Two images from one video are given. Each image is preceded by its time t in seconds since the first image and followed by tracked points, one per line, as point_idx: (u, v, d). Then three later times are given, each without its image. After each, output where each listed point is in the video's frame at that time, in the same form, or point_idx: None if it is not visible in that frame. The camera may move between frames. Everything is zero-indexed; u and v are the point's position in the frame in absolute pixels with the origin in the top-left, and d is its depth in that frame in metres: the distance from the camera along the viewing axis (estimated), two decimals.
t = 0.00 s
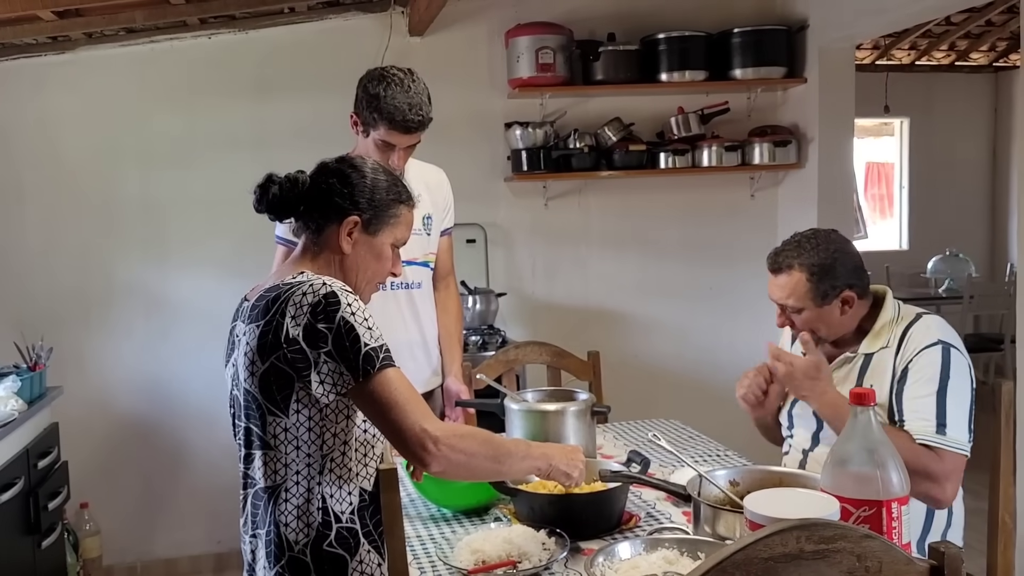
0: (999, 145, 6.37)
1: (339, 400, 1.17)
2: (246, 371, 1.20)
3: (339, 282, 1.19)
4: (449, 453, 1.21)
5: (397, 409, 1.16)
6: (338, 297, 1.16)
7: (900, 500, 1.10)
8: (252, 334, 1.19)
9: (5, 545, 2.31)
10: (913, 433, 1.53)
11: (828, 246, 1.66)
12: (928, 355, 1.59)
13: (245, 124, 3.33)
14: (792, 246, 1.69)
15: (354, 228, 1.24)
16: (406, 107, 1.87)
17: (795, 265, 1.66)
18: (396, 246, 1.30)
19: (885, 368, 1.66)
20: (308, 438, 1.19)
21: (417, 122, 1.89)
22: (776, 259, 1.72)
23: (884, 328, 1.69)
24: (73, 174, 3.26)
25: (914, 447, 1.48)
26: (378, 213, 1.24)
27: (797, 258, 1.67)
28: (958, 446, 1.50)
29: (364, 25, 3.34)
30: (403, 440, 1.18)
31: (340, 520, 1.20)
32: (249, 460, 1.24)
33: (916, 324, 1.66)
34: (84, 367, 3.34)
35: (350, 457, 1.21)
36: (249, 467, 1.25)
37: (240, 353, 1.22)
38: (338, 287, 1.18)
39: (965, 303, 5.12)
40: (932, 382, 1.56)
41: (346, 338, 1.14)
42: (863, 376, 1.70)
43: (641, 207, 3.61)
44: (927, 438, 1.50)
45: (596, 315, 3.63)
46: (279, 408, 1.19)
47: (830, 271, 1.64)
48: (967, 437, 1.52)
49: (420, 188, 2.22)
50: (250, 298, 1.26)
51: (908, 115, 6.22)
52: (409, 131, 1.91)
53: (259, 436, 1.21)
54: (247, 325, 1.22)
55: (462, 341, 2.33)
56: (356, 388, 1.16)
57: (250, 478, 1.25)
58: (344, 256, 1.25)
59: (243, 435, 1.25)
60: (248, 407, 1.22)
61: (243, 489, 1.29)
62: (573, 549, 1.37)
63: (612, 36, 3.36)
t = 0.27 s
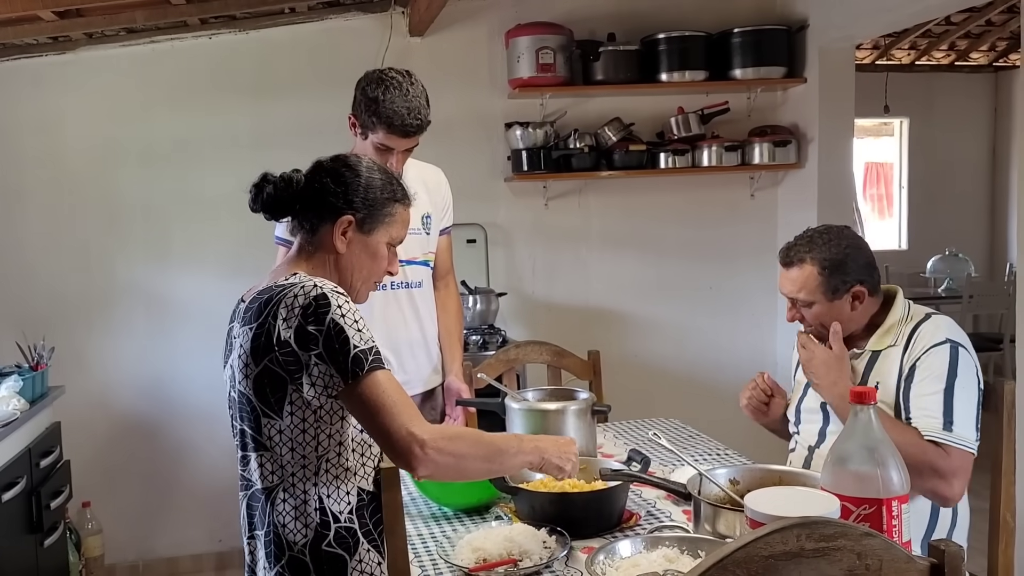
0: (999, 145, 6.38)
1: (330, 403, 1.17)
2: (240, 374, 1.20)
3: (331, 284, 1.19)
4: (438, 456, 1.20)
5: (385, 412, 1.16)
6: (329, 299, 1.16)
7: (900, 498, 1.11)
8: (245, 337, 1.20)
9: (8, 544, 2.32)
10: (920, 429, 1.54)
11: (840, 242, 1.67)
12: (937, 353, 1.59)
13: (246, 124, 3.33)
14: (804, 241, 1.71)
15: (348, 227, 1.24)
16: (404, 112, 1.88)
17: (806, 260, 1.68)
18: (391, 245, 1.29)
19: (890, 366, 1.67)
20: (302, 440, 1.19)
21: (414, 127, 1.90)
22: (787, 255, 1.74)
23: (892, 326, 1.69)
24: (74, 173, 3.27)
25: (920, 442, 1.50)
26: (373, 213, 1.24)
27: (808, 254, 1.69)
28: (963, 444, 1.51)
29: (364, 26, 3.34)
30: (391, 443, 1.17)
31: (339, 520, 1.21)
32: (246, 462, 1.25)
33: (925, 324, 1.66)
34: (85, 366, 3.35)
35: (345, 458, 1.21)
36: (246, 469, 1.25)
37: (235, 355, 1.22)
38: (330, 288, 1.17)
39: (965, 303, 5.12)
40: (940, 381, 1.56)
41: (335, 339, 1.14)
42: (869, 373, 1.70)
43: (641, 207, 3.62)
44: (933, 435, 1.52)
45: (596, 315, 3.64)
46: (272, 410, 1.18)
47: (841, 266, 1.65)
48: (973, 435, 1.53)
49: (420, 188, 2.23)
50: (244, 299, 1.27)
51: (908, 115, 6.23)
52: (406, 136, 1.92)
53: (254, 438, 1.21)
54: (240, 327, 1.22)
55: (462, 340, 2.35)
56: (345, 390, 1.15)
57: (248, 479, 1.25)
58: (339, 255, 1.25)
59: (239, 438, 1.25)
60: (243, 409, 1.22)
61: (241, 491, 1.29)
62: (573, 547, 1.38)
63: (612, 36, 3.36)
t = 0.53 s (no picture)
0: (999, 146, 6.38)
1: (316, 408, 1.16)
2: (235, 378, 1.20)
3: (322, 288, 1.18)
4: (405, 463, 1.16)
5: (354, 416, 1.12)
6: (315, 302, 1.14)
7: (900, 500, 1.10)
8: (239, 341, 1.19)
9: (9, 545, 2.32)
10: (940, 441, 1.55)
11: (865, 224, 1.76)
12: (945, 357, 1.60)
13: (246, 126, 3.33)
14: (830, 220, 1.79)
15: (344, 230, 1.24)
16: (404, 114, 1.88)
17: (834, 231, 1.75)
18: (388, 250, 1.29)
19: (896, 368, 1.67)
20: (295, 444, 1.18)
21: (414, 130, 1.90)
22: (811, 231, 1.80)
23: (892, 328, 1.70)
24: (75, 175, 3.27)
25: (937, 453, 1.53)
26: (369, 216, 1.24)
27: (836, 227, 1.76)
28: (987, 449, 1.52)
29: (365, 27, 3.34)
30: (358, 447, 1.13)
31: (337, 522, 1.21)
32: (243, 466, 1.25)
33: (928, 326, 1.66)
34: (86, 368, 3.35)
35: (339, 462, 1.20)
36: (244, 473, 1.26)
37: (231, 359, 1.22)
38: (319, 292, 1.16)
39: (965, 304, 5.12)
40: (955, 387, 1.56)
41: (319, 343, 1.12)
42: (874, 376, 1.70)
43: (641, 208, 3.62)
44: (955, 446, 1.52)
45: (596, 316, 3.64)
46: (266, 414, 1.18)
47: (865, 241, 1.72)
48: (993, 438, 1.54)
49: (420, 190, 2.23)
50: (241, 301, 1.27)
51: (908, 116, 6.23)
52: (406, 139, 1.92)
53: (250, 442, 1.22)
54: (235, 331, 1.22)
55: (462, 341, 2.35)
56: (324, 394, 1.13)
57: (246, 483, 1.26)
58: (334, 258, 1.25)
59: (237, 442, 1.25)
60: (239, 413, 1.22)
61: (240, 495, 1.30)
62: (574, 549, 1.38)
63: (612, 38, 3.37)
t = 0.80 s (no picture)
0: (998, 148, 6.39)
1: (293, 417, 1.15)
2: (223, 384, 1.20)
3: (309, 295, 1.17)
4: (357, 486, 1.09)
5: (314, 427, 1.09)
6: (297, 309, 1.14)
7: (897, 502, 1.11)
8: (228, 347, 1.20)
9: (6, 549, 2.32)
10: (943, 448, 1.56)
11: (863, 225, 1.78)
12: (946, 362, 1.60)
13: (246, 128, 3.34)
14: (828, 221, 1.80)
15: (337, 234, 1.24)
16: (399, 117, 1.88)
17: (834, 230, 1.77)
18: (383, 256, 1.29)
19: (895, 372, 1.68)
20: (282, 450, 1.17)
21: (410, 132, 1.91)
22: (810, 231, 1.81)
23: (890, 332, 1.70)
24: (74, 178, 3.27)
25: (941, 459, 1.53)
26: (363, 221, 1.24)
27: (836, 226, 1.78)
28: (990, 453, 1.54)
29: (364, 30, 3.35)
30: (312, 458, 1.09)
31: (329, 527, 1.21)
32: (235, 472, 1.25)
33: (927, 330, 1.67)
34: (85, 370, 3.35)
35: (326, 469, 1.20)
36: (235, 479, 1.25)
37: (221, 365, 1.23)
38: (304, 299, 1.16)
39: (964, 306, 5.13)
40: (957, 392, 1.57)
41: (296, 351, 1.11)
42: (873, 379, 1.70)
43: (640, 211, 3.63)
44: (959, 452, 1.53)
45: (595, 319, 3.64)
46: (252, 420, 1.18)
47: (865, 240, 1.74)
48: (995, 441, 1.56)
49: (418, 192, 2.23)
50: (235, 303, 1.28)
51: (907, 119, 6.24)
52: (403, 141, 1.92)
53: (240, 447, 1.22)
54: (225, 337, 1.22)
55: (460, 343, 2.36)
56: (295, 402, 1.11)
57: (238, 489, 1.26)
58: (327, 261, 1.26)
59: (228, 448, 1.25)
60: (229, 419, 1.22)
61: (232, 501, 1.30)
62: (571, 552, 1.39)
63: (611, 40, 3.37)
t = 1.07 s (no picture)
0: (997, 151, 6.39)
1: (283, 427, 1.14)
2: (218, 391, 1.20)
3: (302, 304, 1.17)
4: (336, 504, 1.07)
5: (298, 441, 1.07)
6: (288, 319, 1.13)
7: (894, 506, 1.11)
8: (222, 354, 1.19)
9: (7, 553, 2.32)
10: (961, 455, 1.54)
11: (862, 228, 1.78)
12: (955, 368, 1.59)
13: (245, 133, 3.34)
14: (827, 226, 1.80)
15: (332, 240, 1.24)
16: (402, 119, 1.88)
17: (833, 234, 1.77)
18: (379, 260, 1.29)
19: (899, 377, 1.66)
20: (277, 457, 1.17)
21: (413, 136, 1.91)
22: (809, 236, 1.81)
23: (892, 338, 1.69)
24: (74, 182, 3.28)
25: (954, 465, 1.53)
26: (359, 227, 1.24)
27: (835, 231, 1.78)
28: (1003, 457, 1.54)
29: (363, 35, 3.35)
30: (294, 473, 1.07)
31: (326, 532, 1.21)
32: (231, 478, 1.24)
33: (932, 336, 1.65)
34: (85, 375, 3.35)
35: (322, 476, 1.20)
36: (231, 486, 1.25)
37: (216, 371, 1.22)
38: (297, 308, 1.15)
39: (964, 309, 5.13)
40: (970, 398, 1.56)
41: (286, 361, 1.11)
42: (874, 385, 1.70)
43: (640, 215, 3.63)
44: (977, 458, 1.53)
45: (595, 323, 3.64)
46: (246, 427, 1.17)
47: (865, 244, 1.74)
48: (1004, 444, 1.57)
49: (417, 197, 2.23)
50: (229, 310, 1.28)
51: (906, 122, 6.24)
52: (405, 144, 1.92)
53: (236, 454, 1.21)
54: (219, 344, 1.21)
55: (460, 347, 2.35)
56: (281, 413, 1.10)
57: (234, 495, 1.25)
58: (321, 268, 1.26)
59: (224, 454, 1.25)
60: (224, 426, 1.22)
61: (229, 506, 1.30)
62: (571, 556, 1.38)
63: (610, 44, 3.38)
